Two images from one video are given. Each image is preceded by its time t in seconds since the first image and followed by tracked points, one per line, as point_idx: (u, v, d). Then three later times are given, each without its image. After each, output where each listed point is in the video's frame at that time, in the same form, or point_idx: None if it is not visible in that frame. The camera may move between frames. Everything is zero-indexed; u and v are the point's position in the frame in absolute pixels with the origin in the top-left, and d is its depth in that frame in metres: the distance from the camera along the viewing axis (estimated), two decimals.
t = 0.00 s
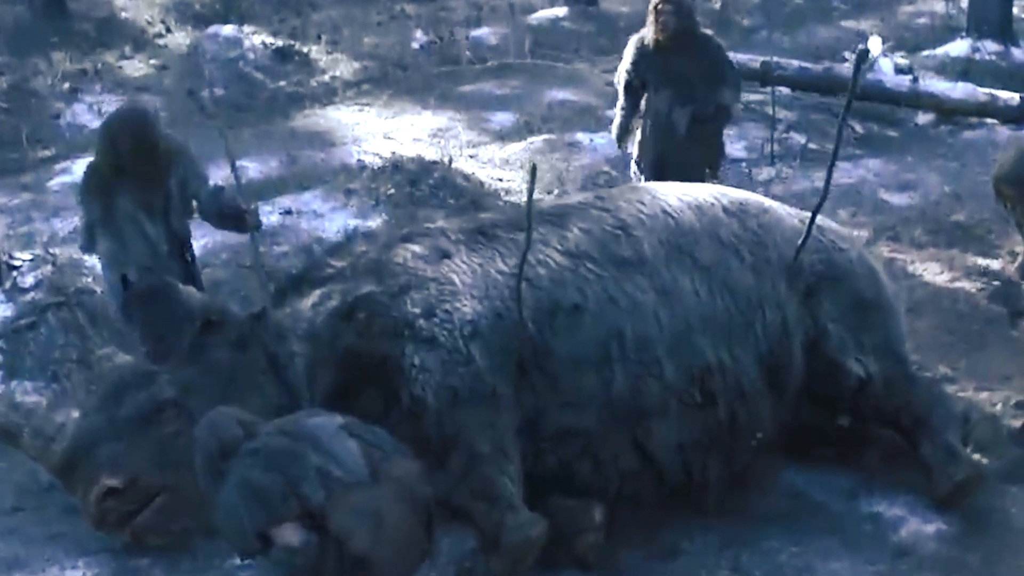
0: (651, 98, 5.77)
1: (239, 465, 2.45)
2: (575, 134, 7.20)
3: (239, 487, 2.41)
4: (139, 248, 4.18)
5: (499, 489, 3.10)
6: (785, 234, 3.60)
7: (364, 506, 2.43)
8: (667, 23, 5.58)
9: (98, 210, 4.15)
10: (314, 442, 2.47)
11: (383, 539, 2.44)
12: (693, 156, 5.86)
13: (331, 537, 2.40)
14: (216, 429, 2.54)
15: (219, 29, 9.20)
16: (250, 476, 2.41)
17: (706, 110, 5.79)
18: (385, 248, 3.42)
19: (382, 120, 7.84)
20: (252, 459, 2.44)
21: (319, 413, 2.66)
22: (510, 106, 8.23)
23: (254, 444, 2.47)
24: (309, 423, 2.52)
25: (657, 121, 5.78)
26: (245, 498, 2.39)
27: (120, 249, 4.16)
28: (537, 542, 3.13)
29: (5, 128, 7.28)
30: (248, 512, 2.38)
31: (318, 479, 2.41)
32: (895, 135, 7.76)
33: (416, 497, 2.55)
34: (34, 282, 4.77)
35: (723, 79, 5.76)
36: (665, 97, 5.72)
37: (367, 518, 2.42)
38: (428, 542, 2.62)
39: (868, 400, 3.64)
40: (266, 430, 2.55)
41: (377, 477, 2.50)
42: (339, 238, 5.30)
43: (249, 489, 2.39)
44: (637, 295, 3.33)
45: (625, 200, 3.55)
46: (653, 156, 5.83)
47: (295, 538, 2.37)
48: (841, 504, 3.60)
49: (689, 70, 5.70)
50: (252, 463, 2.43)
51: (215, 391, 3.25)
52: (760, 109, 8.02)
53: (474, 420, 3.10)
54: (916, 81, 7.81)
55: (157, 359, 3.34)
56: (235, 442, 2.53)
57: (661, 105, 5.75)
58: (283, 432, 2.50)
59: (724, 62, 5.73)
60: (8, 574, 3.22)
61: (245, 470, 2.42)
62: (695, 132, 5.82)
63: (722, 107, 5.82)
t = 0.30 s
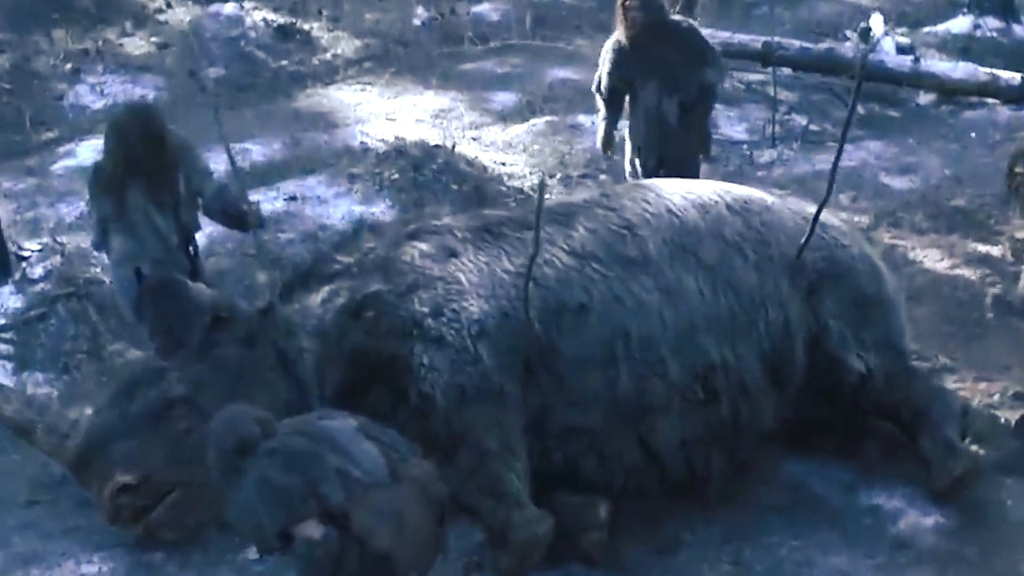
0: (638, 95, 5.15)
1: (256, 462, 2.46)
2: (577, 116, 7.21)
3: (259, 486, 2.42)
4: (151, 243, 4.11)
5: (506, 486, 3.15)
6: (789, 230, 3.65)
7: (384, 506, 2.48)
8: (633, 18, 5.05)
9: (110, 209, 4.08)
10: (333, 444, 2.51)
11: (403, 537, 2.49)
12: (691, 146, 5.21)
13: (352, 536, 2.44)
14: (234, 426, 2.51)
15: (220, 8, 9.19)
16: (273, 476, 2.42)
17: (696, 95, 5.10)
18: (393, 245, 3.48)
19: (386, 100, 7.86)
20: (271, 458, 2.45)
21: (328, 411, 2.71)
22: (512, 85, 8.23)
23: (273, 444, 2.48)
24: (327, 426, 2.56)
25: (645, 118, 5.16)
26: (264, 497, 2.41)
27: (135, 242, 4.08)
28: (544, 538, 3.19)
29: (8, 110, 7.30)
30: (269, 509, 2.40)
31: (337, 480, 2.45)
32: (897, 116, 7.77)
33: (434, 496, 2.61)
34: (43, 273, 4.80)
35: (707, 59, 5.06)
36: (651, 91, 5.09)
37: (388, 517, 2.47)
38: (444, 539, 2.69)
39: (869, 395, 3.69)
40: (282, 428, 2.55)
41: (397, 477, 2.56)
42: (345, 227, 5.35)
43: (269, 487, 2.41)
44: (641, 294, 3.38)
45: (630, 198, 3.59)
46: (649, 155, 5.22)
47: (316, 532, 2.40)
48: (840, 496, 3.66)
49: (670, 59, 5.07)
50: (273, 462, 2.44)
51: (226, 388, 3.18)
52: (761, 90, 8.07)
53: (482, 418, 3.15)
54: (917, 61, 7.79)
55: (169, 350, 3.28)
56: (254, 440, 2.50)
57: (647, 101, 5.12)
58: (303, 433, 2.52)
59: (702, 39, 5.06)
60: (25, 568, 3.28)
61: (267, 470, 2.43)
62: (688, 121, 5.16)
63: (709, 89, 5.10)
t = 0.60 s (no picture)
0: (634, 85, 5.14)
1: (278, 454, 2.52)
2: (580, 96, 7.22)
3: (277, 479, 2.49)
4: (158, 237, 3.89)
5: (515, 481, 3.20)
6: (792, 224, 3.70)
7: (401, 505, 2.56)
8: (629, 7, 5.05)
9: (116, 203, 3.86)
10: (353, 443, 2.57)
11: (417, 535, 2.57)
12: (687, 135, 5.25)
13: (367, 533, 2.53)
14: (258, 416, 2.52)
15: None
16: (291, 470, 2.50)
17: (692, 83, 5.14)
18: (401, 240, 3.53)
19: (388, 78, 7.87)
20: (293, 452, 2.52)
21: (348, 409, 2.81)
22: (513, 62, 8.23)
23: (296, 438, 2.54)
24: (350, 425, 2.62)
25: (643, 107, 5.15)
26: (285, 490, 2.48)
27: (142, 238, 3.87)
28: (551, 531, 3.24)
29: (11, 89, 7.32)
30: (285, 502, 2.48)
31: (354, 479, 2.51)
32: (898, 94, 7.79)
33: (449, 497, 2.68)
34: (53, 263, 4.84)
35: (700, 46, 5.11)
36: (649, 80, 5.08)
37: (404, 518, 2.55)
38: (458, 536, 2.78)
39: (870, 387, 3.76)
40: (304, 423, 2.61)
41: (413, 478, 2.63)
42: (350, 211, 5.39)
43: (285, 480, 2.49)
44: (647, 290, 3.44)
45: (635, 193, 3.63)
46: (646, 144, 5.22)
47: (330, 526, 2.50)
48: (841, 486, 3.73)
49: (665, 47, 5.09)
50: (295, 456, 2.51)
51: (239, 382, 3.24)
52: (764, 69, 8.12)
53: (490, 413, 3.21)
54: (919, 39, 7.78)
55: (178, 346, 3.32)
56: (277, 432, 2.54)
57: (645, 91, 5.12)
58: (324, 430, 2.58)
59: (694, 26, 5.10)
60: (43, 560, 3.36)
61: (287, 464, 2.51)
62: (685, 110, 5.20)
63: (704, 77, 5.16)
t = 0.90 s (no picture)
0: (639, 74, 5.15)
1: (298, 458, 2.58)
2: (579, 78, 7.26)
3: (299, 483, 2.53)
4: (166, 236, 3.92)
5: (521, 477, 3.25)
6: (792, 221, 3.76)
7: (414, 515, 2.62)
8: None
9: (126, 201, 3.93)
10: (372, 451, 2.61)
11: (426, 542, 2.64)
12: (687, 130, 5.23)
13: (380, 539, 2.60)
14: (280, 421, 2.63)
15: None
16: (309, 475, 2.54)
17: (695, 78, 5.10)
18: (407, 237, 3.55)
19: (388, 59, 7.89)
20: (312, 458, 2.56)
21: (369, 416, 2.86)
22: (512, 42, 8.24)
23: (315, 444, 2.58)
24: (371, 433, 2.66)
25: (644, 97, 5.16)
26: (304, 498, 2.52)
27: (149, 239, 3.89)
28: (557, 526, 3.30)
29: (12, 73, 7.34)
30: (303, 506, 2.52)
31: (369, 483, 2.55)
32: (896, 75, 7.83)
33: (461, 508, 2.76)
34: (60, 253, 4.91)
35: (710, 43, 5.05)
36: (653, 71, 5.08)
37: (415, 529, 2.62)
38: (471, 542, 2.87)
39: (867, 381, 3.83)
40: (326, 429, 2.66)
41: (428, 488, 2.68)
42: (353, 199, 5.44)
43: (304, 486, 2.53)
44: (649, 287, 3.49)
45: (638, 191, 3.68)
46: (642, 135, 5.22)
47: (349, 532, 2.57)
48: (839, 477, 3.81)
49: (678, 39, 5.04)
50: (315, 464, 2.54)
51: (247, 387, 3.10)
52: (762, 50, 8.17)
53: (495, 411, 3.26)
54: (917, 20, 7.75)
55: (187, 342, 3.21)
56: (297, 436, 2.61)
57: (649, 80, 5.13)
58: (346, 437, 2.62)
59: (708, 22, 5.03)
60: (59, 555, 3.44)
61: (307, 469, 2.54)
62: (687, 103, 5.17)
63: (710, 73, 5.12)
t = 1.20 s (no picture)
0: (639, 60, 5.16)
1: (308, 468, 2.68)
2: (576, 62, 7.28)
3: (308, 494, 2.67)
4: (173, 233, 4.14)
5: (524, 472, 3.32)
6: (790, 216, 3.82)
7: (416, 545, 2.67)
8: None
9: (135, 201, 4.12)
10: (382, 474, 2.70)
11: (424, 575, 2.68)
12: (682, 123, 5.25)
13: (378, 564, 2.66)
14: (294, 428, 2.71)
15: None
16: (319, 489, 2.66)
17: (695, 73, 5.12)
18: (410, 234, 3.53)
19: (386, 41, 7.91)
20: (323, 470, 2.67)
21: (384, 434, 2.90)
22: (509, 23, 8.25)
23: (326, 457, 2.68)
24: (383, 452, 2.74)
25: (642, 83, 5.18)
26: (311, 510, 2.66)
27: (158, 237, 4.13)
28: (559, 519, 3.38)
29: (9, 56, 7.36)
30: (310, 522, 2.67)
31: (374, 504, 2.64)
32: (891, 56, 7.86)
33: (463, 547, 2.75)
34: (64, 246, 4.95)
35: (713, 40, 5.12)
36: (652, 57, 5.09)
37: (415, 559, 2.66)
38: None
39: (863, 374, 3.89)
40: (339, 440, 2.74)
41: (432, 519, 2.71)
42: (353, 187, 5.48)
43: (313, 499, 2.66)
44: (649, 284, 3.55)
45: (639, 189, 3.73)
46: (636, 121, 5.26)
47: (346, 558, 2.67)
48: (834, 468, 3.90)
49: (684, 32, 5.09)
50: (325, 479, 2.67)
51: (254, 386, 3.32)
52: (758, 32, 8.19)
53: (498, 406, 3.32)
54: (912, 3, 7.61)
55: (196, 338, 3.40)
56: (309, 445, 2.70)
57: (647, 67, 5.13)
58: (356, 453, 2.70)
59: (715, 23, 5.13)
60: (71, 549, 3.49)
61: (318, 485, 2.67)
62: (681, 96, 5.18)
63: (710, 72, 5.14)
